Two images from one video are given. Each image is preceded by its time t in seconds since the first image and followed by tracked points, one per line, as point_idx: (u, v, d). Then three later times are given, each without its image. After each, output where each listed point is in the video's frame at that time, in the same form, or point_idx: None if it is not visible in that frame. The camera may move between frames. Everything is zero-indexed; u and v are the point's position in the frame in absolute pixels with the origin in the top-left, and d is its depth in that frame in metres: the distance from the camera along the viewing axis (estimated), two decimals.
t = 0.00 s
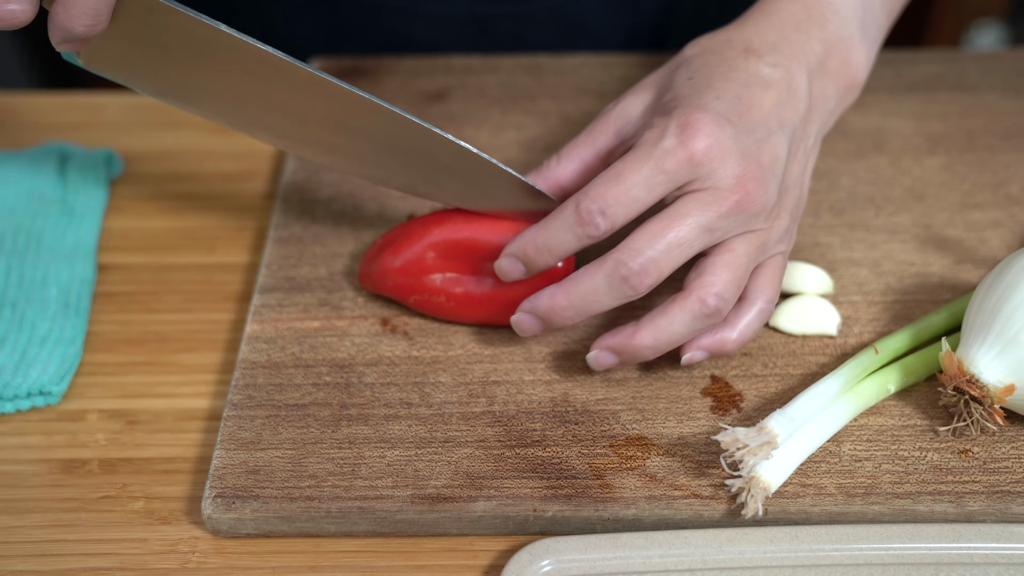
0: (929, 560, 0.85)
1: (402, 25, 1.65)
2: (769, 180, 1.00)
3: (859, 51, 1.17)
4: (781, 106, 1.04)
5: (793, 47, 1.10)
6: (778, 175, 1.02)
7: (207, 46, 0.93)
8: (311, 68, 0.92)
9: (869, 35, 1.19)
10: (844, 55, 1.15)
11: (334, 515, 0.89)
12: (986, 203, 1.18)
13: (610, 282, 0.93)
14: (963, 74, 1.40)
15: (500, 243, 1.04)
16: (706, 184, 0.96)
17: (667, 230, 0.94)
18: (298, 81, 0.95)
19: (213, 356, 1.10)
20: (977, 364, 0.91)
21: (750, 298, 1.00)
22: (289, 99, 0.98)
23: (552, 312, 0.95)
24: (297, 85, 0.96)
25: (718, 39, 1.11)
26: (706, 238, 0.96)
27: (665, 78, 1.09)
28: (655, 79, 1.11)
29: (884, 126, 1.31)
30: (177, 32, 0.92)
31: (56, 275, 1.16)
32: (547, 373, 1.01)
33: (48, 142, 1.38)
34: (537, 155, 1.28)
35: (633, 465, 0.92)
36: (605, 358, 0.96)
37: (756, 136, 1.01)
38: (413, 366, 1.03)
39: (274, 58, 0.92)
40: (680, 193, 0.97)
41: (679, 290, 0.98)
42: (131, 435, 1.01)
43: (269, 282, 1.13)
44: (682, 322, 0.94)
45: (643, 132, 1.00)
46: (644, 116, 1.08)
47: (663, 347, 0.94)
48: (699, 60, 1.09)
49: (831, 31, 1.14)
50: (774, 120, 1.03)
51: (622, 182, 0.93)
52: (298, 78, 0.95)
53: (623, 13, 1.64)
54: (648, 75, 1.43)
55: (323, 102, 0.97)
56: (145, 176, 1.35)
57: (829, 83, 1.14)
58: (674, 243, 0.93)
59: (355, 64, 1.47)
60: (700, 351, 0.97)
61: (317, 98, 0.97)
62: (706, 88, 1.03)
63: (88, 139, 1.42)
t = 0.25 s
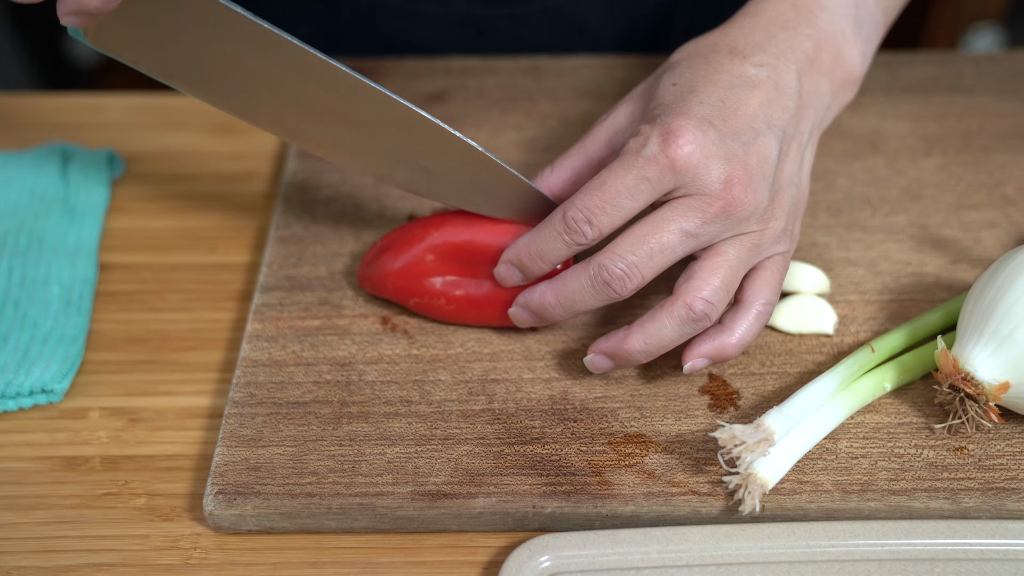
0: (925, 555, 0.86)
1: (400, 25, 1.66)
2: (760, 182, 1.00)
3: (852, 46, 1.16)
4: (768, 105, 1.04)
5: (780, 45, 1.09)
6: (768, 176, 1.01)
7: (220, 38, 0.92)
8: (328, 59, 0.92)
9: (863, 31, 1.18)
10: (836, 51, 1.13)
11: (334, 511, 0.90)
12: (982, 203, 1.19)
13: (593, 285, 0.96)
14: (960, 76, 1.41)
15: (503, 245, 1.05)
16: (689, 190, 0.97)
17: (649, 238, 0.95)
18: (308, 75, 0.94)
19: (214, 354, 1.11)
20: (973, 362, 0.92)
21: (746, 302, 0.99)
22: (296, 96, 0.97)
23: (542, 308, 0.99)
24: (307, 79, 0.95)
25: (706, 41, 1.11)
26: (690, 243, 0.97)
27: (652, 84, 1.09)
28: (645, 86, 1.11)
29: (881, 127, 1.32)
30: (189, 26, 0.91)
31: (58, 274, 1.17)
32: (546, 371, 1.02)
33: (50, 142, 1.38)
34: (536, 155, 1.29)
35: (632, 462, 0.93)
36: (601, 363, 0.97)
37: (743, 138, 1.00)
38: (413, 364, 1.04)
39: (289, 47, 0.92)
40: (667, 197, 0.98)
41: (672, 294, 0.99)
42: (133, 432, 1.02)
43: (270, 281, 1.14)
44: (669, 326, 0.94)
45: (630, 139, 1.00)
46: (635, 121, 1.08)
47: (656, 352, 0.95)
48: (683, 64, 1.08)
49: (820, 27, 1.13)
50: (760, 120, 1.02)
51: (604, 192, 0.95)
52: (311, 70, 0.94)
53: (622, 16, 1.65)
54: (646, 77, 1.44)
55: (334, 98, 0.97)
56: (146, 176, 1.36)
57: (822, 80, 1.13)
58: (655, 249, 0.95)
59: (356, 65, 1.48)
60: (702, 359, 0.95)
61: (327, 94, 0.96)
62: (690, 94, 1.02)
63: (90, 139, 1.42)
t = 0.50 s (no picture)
0: (928, 551, 0.86)
1: (403, 24, 1.66)
2: (760, 182, 0.99)
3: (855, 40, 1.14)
4: (767, 103, 1.02)
5: (779, 41, 1.06)
6: (768, 175, 1.00)
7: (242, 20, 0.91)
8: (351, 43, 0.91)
9: (865, 25, 1.16)
10: (838, 46, 1.12)
11: (341, 506, 0.91)
12: (984, 202, 1.20)
13: (594, 287, 0.96)
14: (961, 76, 1.42)
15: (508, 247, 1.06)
16: (687, 192, 0.96)
17: (647, 241, 0.95)
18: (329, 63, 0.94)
19: (221, 351, 1.12)
20: (975, 359, 0.93)
21: (748, 300, 0.99)
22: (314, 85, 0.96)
23: (546, 310, 1.00)
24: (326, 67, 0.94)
25: (704, 39, 1.08)
26: (689, 244, 0.97)
27: (651, 83, 1.07)
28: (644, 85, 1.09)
29: (883, 126, 1.33)
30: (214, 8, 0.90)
31: (66, 271, 1.18)
32: (550, 369, 1.03)
33: (56, 141, 1.39)
34: (540, 154, 1.29)
35: (636, 458, 0.93)
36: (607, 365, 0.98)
37: (741, 138, 0.99)
38: (418, 361, 1.04)
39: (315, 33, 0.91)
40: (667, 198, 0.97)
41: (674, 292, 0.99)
42: (140, 428, 1.03)
43: (276, 278, 1.15)
44: (671, 326, 0.95)
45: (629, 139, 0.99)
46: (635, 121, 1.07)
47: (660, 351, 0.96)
48: (680, 64, 1.05)
49: (821, 21, 1.11)
50: (759, 119, 1.00)
51: (601, 193, 0.95)
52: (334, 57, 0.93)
53: (625, 16, 1.66)
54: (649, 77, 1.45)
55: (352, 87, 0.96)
56: (153, 174, 1.37)
57: (824, 74, 1.11)
58: (653, 251, 0.95)
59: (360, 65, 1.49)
60: (709, 362, 0.95)
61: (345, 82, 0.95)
62: (687, 94, 1.00)
63: (96, 138, 1.43)
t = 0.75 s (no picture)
0: (934, 551, 0.87)
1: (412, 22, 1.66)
2: (766, 183, 0.99)
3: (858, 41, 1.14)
4: (772, 104, 1.02)
5: (783, 42, 1.07)
6: (774, 176, 1.00)
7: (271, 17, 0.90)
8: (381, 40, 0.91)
9: (868, 26, 1.17)
10: (843, 46, 1.12)
11: (349, 505, 0.91)
12: (989, 205, 1.20)
13: (601, 288, 0.97)
14: (967, 79, 1.42)
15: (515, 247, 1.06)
16: (694, 194, 0.97)
17: (654, 242, 0.95)
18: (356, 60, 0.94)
19: (228, 351, 1.12)
20: (981, 361, 0.93)
21: (751, 299, 1.00)
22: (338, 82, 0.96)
23: (553, 311, 1.00)
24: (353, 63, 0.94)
25: (707, 41, 1.08)
26: (696, 245, 0.97)
27: (655, 86, 1.07)
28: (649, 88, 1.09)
29: (889, 129, 1.33)
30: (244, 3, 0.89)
31: (74, 271, 1.19)
32: (557, 369, 1.03)
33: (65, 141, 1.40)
34: (546, 156, 1.30)
35: (642, 458, 0.94)
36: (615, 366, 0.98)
37: (747, 139, 0.99)
38: (425, 361, 1.05)
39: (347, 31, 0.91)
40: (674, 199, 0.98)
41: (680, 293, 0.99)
42: (148, 428, 1.03)
43: (284, 279, 1.15)
44: (678, 327, 0.95)
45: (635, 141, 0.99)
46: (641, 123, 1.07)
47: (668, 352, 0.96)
48: (684, 66, 1.06)
49: (825, 22, 1.11)
50: (764, 120, 1.00)
51: (608, 196, 0.95)
52: (362, 54, 0.93)
53: (632, 17, 1.66)
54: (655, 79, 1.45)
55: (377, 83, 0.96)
56: (161, 175, 1.37)
57: (828, 74, 1.12)
58: (660, 252, 0.95)
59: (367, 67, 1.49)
60: (713, 362, 0.96)
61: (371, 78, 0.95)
62: (692, 96, 1.00)
63: (105, 139, 1.44)
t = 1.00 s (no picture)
0: (937, 555, 0.87)
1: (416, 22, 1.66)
2: (772, 187, 0.99)
3: (861, 41, 1.14)
4: (776, 107, 1.02)
5: (786, 44, 1.06)
6: (779, 179, 1.00)
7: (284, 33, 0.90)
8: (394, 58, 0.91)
9: (870, 26, 1.16)
10: (845, 47, 1.11)
11: (351, 509, 0.91)
12: (992, 208, 1.20)
13: (607, 293, 0.96)
14: (970, 81, 1.42)
15: (520, 252, 1.06)
16: (699, 198, 0.96)
17: (660, 246, 0.95)
18: (367, 77, 0.93)
19: (231, 354, 1.12)
20: (984, 364, 0.93)
21: (755, 302, 1.00)
22: (348, 97, 0.96)
23: (559, 316, 1.00)
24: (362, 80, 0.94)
25: (709, 44, 1.08)
26: (701, 250, 0.97)
27: (659, 90, 1.07)
28: (654, 92, 1.09)
29: (892, 131, 1.33)
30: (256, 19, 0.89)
31: (76, 274, 1.18)
32: (560, 372, 1.03)
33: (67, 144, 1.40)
34: (549, 158, 1.30)
35: (645, 461, 0.94)
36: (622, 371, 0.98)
37: (752, 143, 0.98)
38: (428, 364, 1.05)
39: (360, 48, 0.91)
40: (679, 204, 0.98)
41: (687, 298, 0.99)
42: (150, 431, 1.03)
43: (286, 282, 1.15)
44: (685, 332, 0.95)
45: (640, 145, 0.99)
46: (645, 128, 1.07)
47: (674, 357, 0.96)
48: (688, 70, 1.05)
49: (827, 23, 1.10)
50: (768, 123, 1.00)
51: (613, 202, 0.95)
52: (372, 69, 0.93)
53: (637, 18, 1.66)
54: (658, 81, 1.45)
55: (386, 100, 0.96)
56: (162, 177, 1.37)
57: (831, 76, 1.11)
58: (666, 256, 0.95)
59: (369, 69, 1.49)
60: (718, 366, 0.96)
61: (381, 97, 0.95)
62: (696, 100, 1.00)
63: (107, 141, 1.44)
